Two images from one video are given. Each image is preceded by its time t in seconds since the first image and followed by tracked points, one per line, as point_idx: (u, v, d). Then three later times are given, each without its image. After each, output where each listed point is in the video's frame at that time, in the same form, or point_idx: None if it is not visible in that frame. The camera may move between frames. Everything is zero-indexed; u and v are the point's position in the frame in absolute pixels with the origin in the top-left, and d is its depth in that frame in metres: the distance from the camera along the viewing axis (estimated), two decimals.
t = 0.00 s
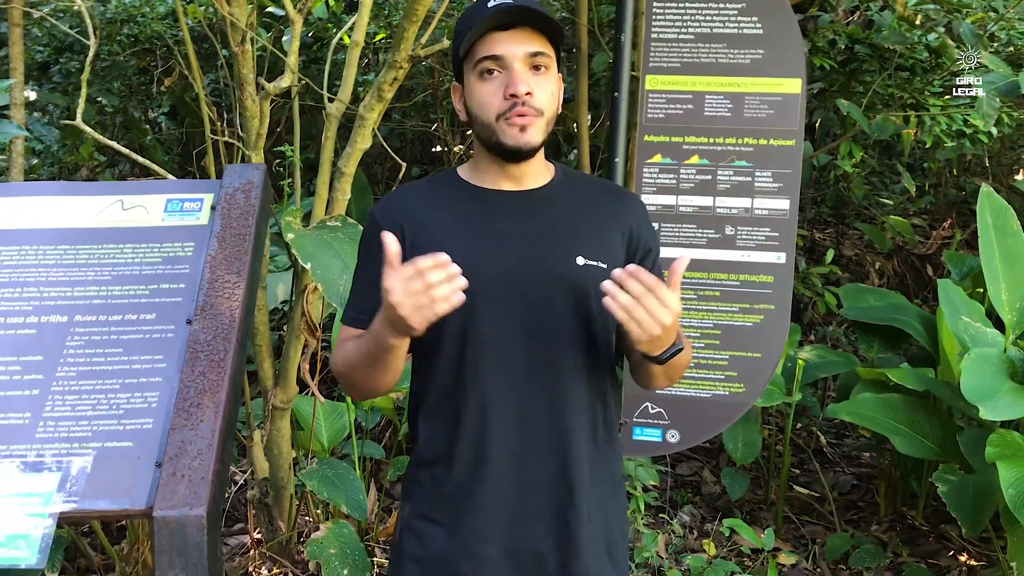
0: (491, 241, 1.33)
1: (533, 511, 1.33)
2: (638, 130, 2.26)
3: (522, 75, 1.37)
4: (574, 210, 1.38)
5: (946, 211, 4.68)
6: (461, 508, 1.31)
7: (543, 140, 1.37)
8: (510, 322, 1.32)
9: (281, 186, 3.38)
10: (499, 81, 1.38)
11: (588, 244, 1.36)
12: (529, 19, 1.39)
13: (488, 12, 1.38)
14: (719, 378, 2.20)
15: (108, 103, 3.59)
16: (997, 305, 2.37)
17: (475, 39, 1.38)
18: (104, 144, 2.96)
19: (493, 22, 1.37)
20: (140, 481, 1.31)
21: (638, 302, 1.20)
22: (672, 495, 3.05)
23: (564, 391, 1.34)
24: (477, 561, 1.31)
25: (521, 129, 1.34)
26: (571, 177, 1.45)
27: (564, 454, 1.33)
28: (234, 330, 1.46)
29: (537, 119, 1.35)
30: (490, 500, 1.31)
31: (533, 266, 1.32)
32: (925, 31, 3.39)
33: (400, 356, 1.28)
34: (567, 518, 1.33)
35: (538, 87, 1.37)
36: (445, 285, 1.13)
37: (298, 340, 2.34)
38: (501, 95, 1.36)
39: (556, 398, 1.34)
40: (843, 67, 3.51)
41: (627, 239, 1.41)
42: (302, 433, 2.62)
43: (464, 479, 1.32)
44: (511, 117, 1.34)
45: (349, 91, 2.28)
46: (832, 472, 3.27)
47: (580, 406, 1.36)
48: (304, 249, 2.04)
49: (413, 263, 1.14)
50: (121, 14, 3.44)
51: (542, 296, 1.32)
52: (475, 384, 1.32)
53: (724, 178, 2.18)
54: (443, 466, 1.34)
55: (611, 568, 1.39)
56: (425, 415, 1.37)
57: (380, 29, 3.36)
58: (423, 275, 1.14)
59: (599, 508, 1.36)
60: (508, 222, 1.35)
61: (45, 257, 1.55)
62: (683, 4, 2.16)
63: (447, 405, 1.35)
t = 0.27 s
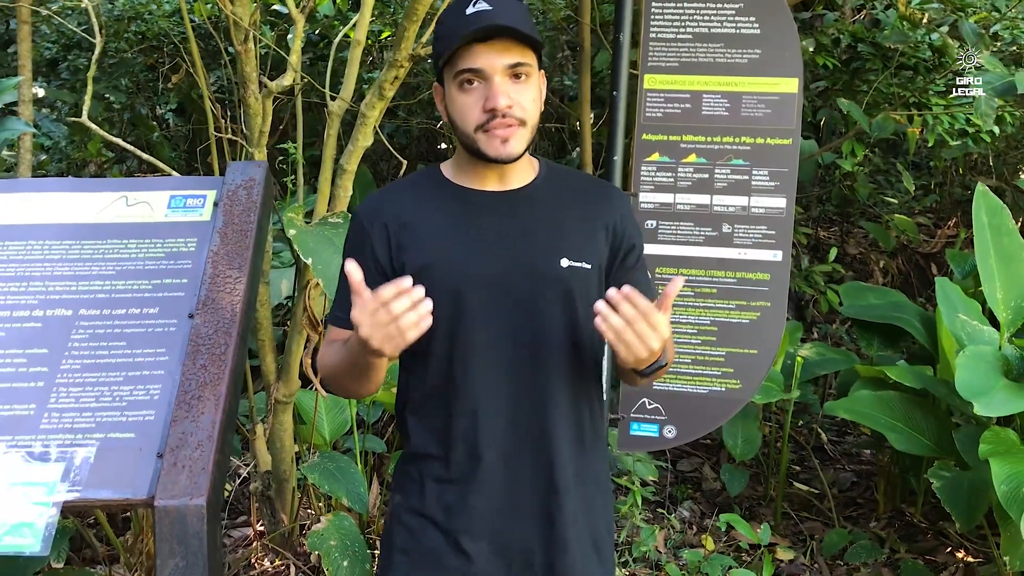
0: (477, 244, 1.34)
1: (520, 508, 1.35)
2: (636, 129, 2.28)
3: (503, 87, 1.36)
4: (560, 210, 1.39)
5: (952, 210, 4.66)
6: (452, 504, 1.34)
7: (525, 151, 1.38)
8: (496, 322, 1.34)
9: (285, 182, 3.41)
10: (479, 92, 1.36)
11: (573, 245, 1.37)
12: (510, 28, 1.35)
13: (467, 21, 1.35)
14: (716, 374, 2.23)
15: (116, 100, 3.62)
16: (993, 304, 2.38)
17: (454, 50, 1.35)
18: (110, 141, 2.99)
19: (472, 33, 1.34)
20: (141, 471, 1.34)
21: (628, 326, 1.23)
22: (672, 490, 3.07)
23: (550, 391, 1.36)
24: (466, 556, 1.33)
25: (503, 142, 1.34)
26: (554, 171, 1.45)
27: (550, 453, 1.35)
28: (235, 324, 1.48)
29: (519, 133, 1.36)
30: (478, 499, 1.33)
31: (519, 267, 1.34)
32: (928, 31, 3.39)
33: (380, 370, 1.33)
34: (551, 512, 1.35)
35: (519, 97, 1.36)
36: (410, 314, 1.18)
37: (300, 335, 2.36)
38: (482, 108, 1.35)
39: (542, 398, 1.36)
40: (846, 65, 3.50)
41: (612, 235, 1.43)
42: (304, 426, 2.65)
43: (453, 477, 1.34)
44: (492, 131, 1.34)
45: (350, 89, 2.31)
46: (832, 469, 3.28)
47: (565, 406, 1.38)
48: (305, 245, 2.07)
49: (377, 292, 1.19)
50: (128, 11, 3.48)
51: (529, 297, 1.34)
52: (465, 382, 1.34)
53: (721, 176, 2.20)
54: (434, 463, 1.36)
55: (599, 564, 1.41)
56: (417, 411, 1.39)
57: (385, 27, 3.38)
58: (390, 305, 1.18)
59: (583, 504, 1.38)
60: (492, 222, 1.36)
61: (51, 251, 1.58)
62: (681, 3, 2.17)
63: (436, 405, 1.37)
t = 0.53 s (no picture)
0: (469, 245, 1.36)
1: (513, 500, 1.37)
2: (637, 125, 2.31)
3: (492, 89, 1.37)
4: (551, 208, 1.41)
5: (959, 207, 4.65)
6: (450, 498, 1.36)
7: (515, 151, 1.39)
8: (489, 321, 1.36)
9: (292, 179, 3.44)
10: (469, 93, 1.38)
11: (564, 245, 1.39)
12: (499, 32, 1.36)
13: (455, 23, 1.35)
14: (716, 368, 2.27)
15: (126, 97, 3.67)
16: (991, 300, 2.40)
17: (443, 52, 1.36)
18: (120, 138, 3.03)
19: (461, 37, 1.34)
20: (148, 460, 1.37)
21: (606, 341, 1.25)
22: (675, 485, 3.09)
23: (542, 387, 1.38)
24: (463, 550, 1.35)
25: (494, 143, 1.36)
26: (543, 167, 1.47)
27: (543, 448, 1.37)
28: (240, 317, 1.51)
29: (510, 133, 1.37)
30: (473, 495, 1.35)
31: (510, 267, 1.36)
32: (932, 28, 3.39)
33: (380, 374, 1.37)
34: (545, 505, 1.37)
35: (508, 99, 1.38)
36: (414, 338, 1.20)
37: (306, 330, 2.39)
38: (472, 110, 1.36)
39: (534, 394, 1.38)
40: (850, 63, 3.51)
41: (601, 231, 1.45)
42: (310, 419, 2.69)
43: (448, 474, 1.36)
44: (483, 133, 1.36)
45: (355, 87, 2.33)
46: (835, 465, 3.28)
47: (557, 402, 1.40)
48: (311, 240, 2.12)
49: (382, 317, 1.21)
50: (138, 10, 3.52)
51: (521, 295, 1.36)
52: (460, 376, 1.35)
53: (722, 173, 2.23)
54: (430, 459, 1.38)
55: (593, 557, 1.44)
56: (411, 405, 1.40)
57: (392, 24, 3.41)
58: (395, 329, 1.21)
59: (576, 496, 1.40)
60: (485, 221, 1.38)
61: (61, 245, 1.61)
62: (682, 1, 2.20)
63: (430, 403, 1.38)
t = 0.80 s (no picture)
0: (462, 232, 1.39)
1: (507, 483, 1.40)
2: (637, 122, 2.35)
3: (483, 58, 1.45)
4: (542, 199, 1.45)
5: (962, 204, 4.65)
6: (445, 484, 1.38)
7: (501, 121, 1.44)
8: (482, 308, 1.39)
9: (297, 176, 3.47)
10: (462, 61, 1.46)
11: (554, 233, 1.43)
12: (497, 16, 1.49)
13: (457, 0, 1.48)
14: (714, 362, 2.30)
15: (133, 95, 3.70)
16: (987, 294, 2.42)
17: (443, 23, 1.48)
18: (127, 135, 3.07)
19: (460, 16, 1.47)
20: (156, 449, 1.40)
21: (589, 319, 1.28)
22: (676, 479, 3.11)
23: (533, 372, 1.41)
24: (457, 533, 1.38)
25: (479, 106, 1.41)
26: (533, 161, 1.52)
27: (534, 432, 1.40)
28: (245, 310, 1.54)
29: (496, 99, 1.42)
30: (466, 478, 1.38)
31: (503, 254, 1.39)
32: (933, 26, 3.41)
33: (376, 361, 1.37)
34: (538, 487, 1.40)
35: (499, 68, 1.45)
36: (423, 319, 1.22)
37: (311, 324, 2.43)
38: (464, 71, 1.44)
39: (524, 379, 1.41)
40: (852, 60, 3.52)
41: (589, 221, 1.50)
42: (315, 412, 2.72)
43: (442, 459, 1.38)
44: (471, 90, 1.42)
45: (359, 85, 2.36)
46: (835, 459, 3.31)
47: (547, 386, 1.43)
48: (315, 237, 2.23)
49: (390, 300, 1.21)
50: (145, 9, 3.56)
51: (513, 282, 1.39)
52: (453, 364, 1.38)
53: (720, 169, 2.27)
54: (425, 444, 1.40)
55: (585, 539, 1.46)
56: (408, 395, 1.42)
57: (396, 23, 3.44)
58: (404, 309, 1.21)
59: (569, 479, 1.43)
60: (478, 209, 1.41)
61: (70, 240, 1.65)
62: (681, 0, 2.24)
63: (424, 387, 1.40)
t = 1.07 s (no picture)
0: (458, 223, 1.41)
1: (498, 468, 1.42)
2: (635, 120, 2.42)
3: (487, 55, 1.49)
4: (535, 191, 1.47)
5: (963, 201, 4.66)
6: (437, 469, 1.39)
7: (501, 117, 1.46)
8: (474, 293, 1.42)
9: (301, 174, 3.51)
10: (467, 58, 1.50)
11: (546, 223, 1.45)
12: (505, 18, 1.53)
13: None
14: (711, 356, 2.38)
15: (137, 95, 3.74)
16: (979, 288, 2.52)
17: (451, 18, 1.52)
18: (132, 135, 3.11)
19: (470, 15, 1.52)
20: (164, 440, 1.41)
21: (567, 269, 1.29)
22: (676, 474, 3.14)
23: (523, 357, 1.43)
24: (448, 516, 1.39)
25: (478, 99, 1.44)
26: (530, 160, 1.54)
27: (523, 416, 1.42)
28: (251, 305, 1.57)
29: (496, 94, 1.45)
30: (456, 461, 1.40)
31: (496, 242, 1.42)
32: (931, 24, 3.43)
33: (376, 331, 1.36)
34: (529, 472, 1.41)
35: (502, 66, 1.49)
36: (431, 253, 1.24)
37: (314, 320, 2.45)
38: (468, 65, 1.48)
39: (516, 366, 1.42)
40: (851, 58, 3.54)
41: (584, 216, 1.51)
42: (319, 408, 2.75)
43: (432, 443, 1.40)
44: (473, 84, 1.45)
45: (361, 84, 2.40)
46: (835, 454, 3.33)
47: (536, 371, 1.44)
48: (317, 231, 2.30)
49: (401, 239, 1.23)
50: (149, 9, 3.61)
51: (506, 270, 1.42)
52: (448, 352, 1.41)
53: (717, 166, 2.34)
54: (418, 429, 1.42)
55: (577, 522, 1.47)
56: (405, 385, 1.44)
57: (398, 23, 3.48)
58: (413, 248, 1.23)
59: (560, 465, 1.45)
60: (474, 200, 1.43)
61: (79, 238, 1.68)
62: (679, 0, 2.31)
63: (418, 372, 1.43)
